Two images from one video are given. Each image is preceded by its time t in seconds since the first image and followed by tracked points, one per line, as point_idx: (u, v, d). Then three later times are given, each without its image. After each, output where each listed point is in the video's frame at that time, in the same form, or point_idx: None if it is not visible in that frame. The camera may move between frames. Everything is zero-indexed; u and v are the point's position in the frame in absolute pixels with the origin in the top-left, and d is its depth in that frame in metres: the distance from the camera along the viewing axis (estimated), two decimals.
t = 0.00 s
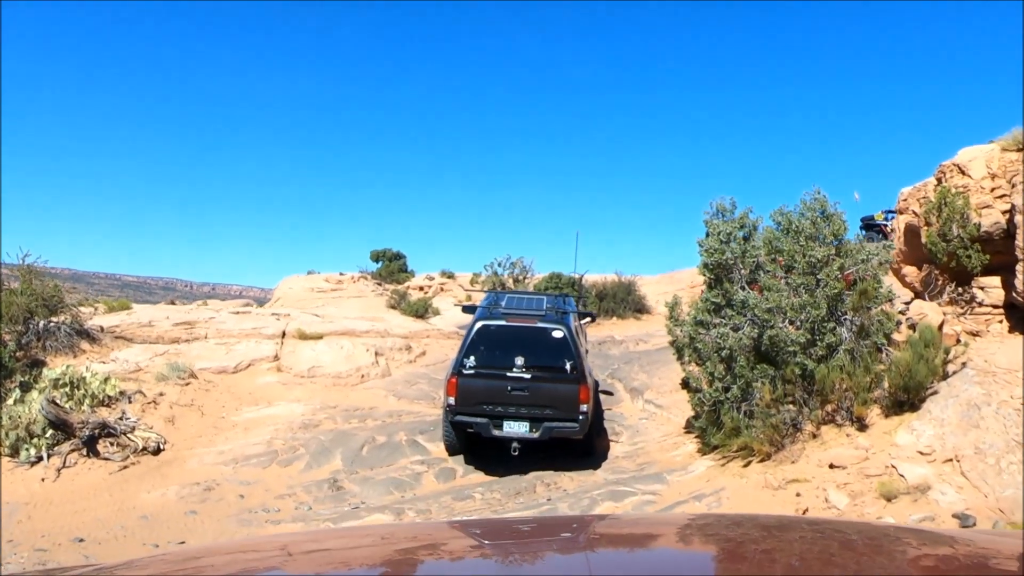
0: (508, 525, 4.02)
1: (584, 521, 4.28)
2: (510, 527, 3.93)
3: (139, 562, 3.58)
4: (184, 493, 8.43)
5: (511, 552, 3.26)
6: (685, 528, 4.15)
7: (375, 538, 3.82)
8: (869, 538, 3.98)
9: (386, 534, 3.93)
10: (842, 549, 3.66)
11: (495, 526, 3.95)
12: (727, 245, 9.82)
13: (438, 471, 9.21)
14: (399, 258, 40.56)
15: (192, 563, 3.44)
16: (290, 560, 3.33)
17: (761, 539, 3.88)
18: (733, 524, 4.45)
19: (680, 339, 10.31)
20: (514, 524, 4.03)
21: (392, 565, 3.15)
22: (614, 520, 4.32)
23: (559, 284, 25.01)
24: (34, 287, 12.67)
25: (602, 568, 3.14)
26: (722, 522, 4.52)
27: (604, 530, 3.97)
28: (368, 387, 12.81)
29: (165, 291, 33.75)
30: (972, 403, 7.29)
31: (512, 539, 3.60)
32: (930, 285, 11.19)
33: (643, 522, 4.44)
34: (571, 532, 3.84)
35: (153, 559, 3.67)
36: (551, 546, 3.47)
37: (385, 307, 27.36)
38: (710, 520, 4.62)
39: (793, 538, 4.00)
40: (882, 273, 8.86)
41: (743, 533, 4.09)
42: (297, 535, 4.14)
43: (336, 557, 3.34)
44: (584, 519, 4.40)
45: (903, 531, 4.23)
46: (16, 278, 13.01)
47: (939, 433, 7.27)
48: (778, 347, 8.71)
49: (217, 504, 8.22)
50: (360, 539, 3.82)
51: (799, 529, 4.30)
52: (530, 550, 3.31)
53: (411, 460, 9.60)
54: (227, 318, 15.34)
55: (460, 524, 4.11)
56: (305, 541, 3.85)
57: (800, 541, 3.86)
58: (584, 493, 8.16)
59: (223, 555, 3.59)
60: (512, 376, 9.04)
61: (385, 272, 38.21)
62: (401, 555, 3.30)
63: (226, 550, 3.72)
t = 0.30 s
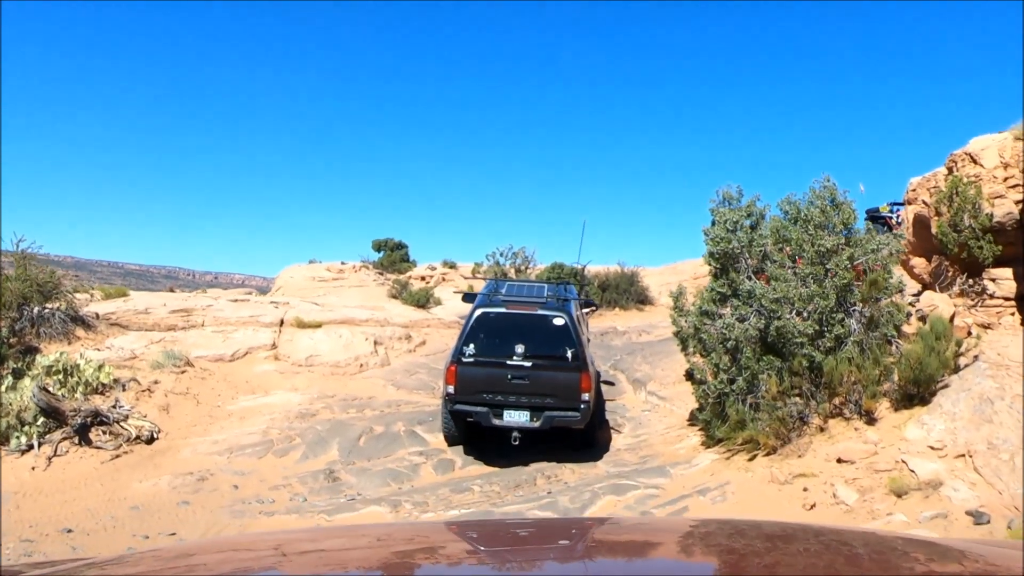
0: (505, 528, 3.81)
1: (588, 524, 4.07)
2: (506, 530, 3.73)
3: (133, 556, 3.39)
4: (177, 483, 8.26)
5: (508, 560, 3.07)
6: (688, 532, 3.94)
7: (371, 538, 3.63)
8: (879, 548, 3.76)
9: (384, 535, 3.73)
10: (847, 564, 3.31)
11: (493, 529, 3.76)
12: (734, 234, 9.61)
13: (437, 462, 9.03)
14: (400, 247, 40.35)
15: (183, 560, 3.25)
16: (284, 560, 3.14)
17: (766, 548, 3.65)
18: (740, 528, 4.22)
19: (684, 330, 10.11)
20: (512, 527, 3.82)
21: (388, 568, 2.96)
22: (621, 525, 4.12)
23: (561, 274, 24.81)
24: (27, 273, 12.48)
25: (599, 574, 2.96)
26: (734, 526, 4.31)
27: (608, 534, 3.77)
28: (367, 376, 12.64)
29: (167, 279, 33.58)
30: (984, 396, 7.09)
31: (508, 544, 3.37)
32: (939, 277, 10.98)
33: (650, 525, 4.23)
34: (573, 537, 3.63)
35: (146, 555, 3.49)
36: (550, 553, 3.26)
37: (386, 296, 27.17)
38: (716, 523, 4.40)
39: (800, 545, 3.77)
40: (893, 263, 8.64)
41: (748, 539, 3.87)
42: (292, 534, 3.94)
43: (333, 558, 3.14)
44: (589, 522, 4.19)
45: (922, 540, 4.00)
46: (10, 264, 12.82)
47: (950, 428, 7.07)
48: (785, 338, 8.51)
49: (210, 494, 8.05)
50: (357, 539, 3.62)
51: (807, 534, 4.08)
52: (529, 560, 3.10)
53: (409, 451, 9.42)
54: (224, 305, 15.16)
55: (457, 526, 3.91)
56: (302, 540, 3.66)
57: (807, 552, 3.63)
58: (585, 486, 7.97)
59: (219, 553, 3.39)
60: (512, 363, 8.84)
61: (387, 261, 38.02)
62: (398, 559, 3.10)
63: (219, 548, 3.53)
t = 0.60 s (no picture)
0: (503, 538, 3.51)
1: (595, 530, 3.87)
2: (503, 541, 3.45)
3: (122, 558, 3.22)
4: (171, 473, 8.10)
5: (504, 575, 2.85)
6: (693, 539, 3.75)
7: (366, 544, 3.43)
8: (895, 556, 3.57)
9: (380, 540, 3.53)
10: None
11: (491, 538, 3.52)
12: (739, 218, 9.40)
13: (436, 451, 8.86)
14: (402, 235, 40.15)
15: (171, 563, 3.07)
16: (276, 567, 2.95)
17: (773, 555, 3.44)
18: (745, 535, 4.05)
19: (687, 317, 9.93)
20: (509, 538, 3.52)
21: None
22: (626, 530, 3.94)
23: (563, 261, 24.60)
24: (21, 260, 12.32)
25: None
26: (740, 532, 4.16)
27: (614, 541, 3.58)
28: (366, 364, 12.47)
29: (168, 267, 33.46)
30: (997, 382, 6.90)
31: (504, 556, 3.15)
32: (948, 262, 10.77)
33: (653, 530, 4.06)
34: (577, 544, 3.40)
35: (134, 557, 3.31)
36: (550, 562, 3.07)
37: (387, 284, 27.00)
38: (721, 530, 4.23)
39: (809, 553, 3.57)
40: (901, 248, 8.44)
41: (754, 545, 3.67)
42: (286, 537, 3.76)
43: (326, 566, 2.96)
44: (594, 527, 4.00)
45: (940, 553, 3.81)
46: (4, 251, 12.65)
47: (961, 415, 6.88)
48: (791, 325, 8.32)
49: (205, 484, 7.90)
50: (352, 545, 3.43)
51: (818, 541, 3.89)
52: (530, 571, 2.92)
53: (408, 440, 9.26)
54: (222, 293, 14.99)
55: (454, 532, 3.71)
56: (295, 544, 3.47)
57: (815, 559, 3.42)
58: (587, 475, 7.80)
59: (210, 556, 3.21)
60: (513, 348, 8.66)
61: (388, 249, 37.81)
62: (393, 569, 2.92)
63: (208, 550, 3.35)
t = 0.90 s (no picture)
0: (503, 547, 3.21)
1: (599, 536, 3.68)
2: (502, 549, 3.18)
3: (115, 561, 3.04)
4: (167, 462, 7.97)
5: None
6: (699, 547, 3.59)
7: (365, 551, 3.25)
8: (905, 565, 3.41)
9: (379, 546, 3.35)
10: None
11: (492, 544, 3.28)
12: (744, 199, 9.22)
13: (437, 439, 8.72)
14: (402, 222, 39.92)
15: (164, 569, 2.90)
16: None
17: (780, 566, 3.29)
18: (751, 540, 3.90)
19: (692, 302, 9.76)
20: (510, 547, 3.22)
21: None
22: (630, 537, 3.78)
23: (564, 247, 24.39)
24: (15, 248, 12.17)
25: None
26: (746, 536, 4.03)
27: (618, 548, 3.42)
28: (366, 351, 12.33)
29: (168, 255, 33.31)
30: (1009, 365, 6.73)
31: (505, 566, 2.98)
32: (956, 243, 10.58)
33: (656, 536, 3.91)
34: (581, 554, 3.18)
35: (130, 560, 3.14)
36: (554, 572, 2.91)
37: (388, 272, 26.82)
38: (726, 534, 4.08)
39: (817, 562, 3.40)
40: (910, 229, 8.26)
41: (760, 554, 3.50)
42: (281, 539, 3.59)
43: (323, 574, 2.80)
44: (597, 532, 3.82)
45: (956, 563, 3.66)
46: None
47: (972, 399, 6.72)
48: (798, 308, 8.15)
49: (202, 473, 7.77)
50: (351, 551, 3.25)
51: (826, 549, 3.72)
52: None
53: (408, 428, 9.12)
54: (220, 280, 14.84)
55: (452, 536, 3.51)
56: (293, 549, 3.30)
57: (825, 568, 3.27)
58: (590, 462, 7.66)
59: (206, 562, 3.03)
60: (514, 329, 8.51)
61: (388, 236, 37.59)
62: None
63: (202, 555, 3.18)
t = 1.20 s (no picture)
0: (502, 553, 3.04)
1: (599, 538, 3.53)
2: (501, 554, 3.01)
3: (107, 562, 2.89)
4: (162, 450, 7.85)
5: None
6: (704, 549, 3.46)
7: (363, 553, 3.11)
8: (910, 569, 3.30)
9: (378, 548, 3.22)
10: None
11: (489, 547, 3.12)
12: (747, 180, 9.04)
13: (436, 425, 8.60)
14: (402, 208, 39.69)
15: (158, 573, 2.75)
16: None
17: (785, 570, 3.16)
18: (755, 541, 3.78)
19: (693, 286, 9.61)
20: (509, 552, 3.05)
21: None
22: (633, 538, 3.66)
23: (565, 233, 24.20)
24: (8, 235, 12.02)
25: None
26: (749, 537, 3.91)
27: (619, 551, 3.30)
28: (364, 337, 12.20)
29: (167, 243, 33.14)
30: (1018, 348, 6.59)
31: (504, 567, 2.86)
32: (962, 224, 10.42)
33: (658, 536, 3.79)
34: (580, 560, 3.03)
35: (126, 560, 3.00)
36: None
37: (387, 258, 26.65)
38: (730, 534, 3.96)
39: (822, 567, 3.28)
40: (916, 210, 8.11)
41: (764, 557, 3.38)
42: (275, 539, 3.45)
43: None
44: (597, 534, 3.68)
45: (969, 566, 3.53)
46: None
47: (981, 382, 6.57)
48: (803, 291, 8.00)
49: (198, 462, 7.65)
50: (350, 553, 3.12)
51: (832, 551, 3.60)
52: None
53: (407, 414, 8.99)
54: (217, 266, 14.68)
55: (451, 537, 3.37)
56: (288, 550, 3.17)
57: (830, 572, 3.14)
58: (592, 448, 7.53)
59: (201, 564, 2.88)
60: (515, 306, 8.36)
61: (387, 222, 37.37)
62: None
63: (193, 556, 3.04)
